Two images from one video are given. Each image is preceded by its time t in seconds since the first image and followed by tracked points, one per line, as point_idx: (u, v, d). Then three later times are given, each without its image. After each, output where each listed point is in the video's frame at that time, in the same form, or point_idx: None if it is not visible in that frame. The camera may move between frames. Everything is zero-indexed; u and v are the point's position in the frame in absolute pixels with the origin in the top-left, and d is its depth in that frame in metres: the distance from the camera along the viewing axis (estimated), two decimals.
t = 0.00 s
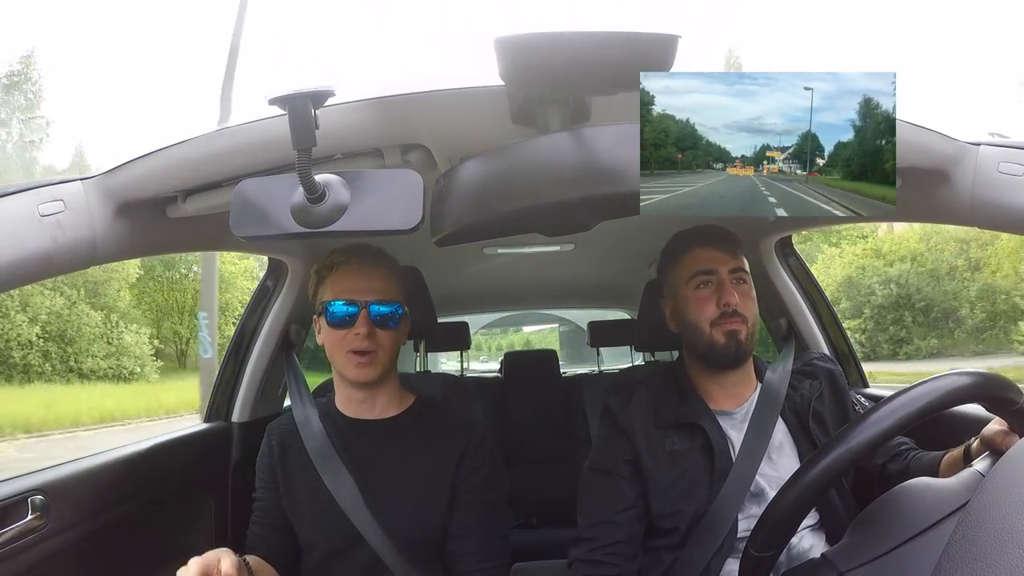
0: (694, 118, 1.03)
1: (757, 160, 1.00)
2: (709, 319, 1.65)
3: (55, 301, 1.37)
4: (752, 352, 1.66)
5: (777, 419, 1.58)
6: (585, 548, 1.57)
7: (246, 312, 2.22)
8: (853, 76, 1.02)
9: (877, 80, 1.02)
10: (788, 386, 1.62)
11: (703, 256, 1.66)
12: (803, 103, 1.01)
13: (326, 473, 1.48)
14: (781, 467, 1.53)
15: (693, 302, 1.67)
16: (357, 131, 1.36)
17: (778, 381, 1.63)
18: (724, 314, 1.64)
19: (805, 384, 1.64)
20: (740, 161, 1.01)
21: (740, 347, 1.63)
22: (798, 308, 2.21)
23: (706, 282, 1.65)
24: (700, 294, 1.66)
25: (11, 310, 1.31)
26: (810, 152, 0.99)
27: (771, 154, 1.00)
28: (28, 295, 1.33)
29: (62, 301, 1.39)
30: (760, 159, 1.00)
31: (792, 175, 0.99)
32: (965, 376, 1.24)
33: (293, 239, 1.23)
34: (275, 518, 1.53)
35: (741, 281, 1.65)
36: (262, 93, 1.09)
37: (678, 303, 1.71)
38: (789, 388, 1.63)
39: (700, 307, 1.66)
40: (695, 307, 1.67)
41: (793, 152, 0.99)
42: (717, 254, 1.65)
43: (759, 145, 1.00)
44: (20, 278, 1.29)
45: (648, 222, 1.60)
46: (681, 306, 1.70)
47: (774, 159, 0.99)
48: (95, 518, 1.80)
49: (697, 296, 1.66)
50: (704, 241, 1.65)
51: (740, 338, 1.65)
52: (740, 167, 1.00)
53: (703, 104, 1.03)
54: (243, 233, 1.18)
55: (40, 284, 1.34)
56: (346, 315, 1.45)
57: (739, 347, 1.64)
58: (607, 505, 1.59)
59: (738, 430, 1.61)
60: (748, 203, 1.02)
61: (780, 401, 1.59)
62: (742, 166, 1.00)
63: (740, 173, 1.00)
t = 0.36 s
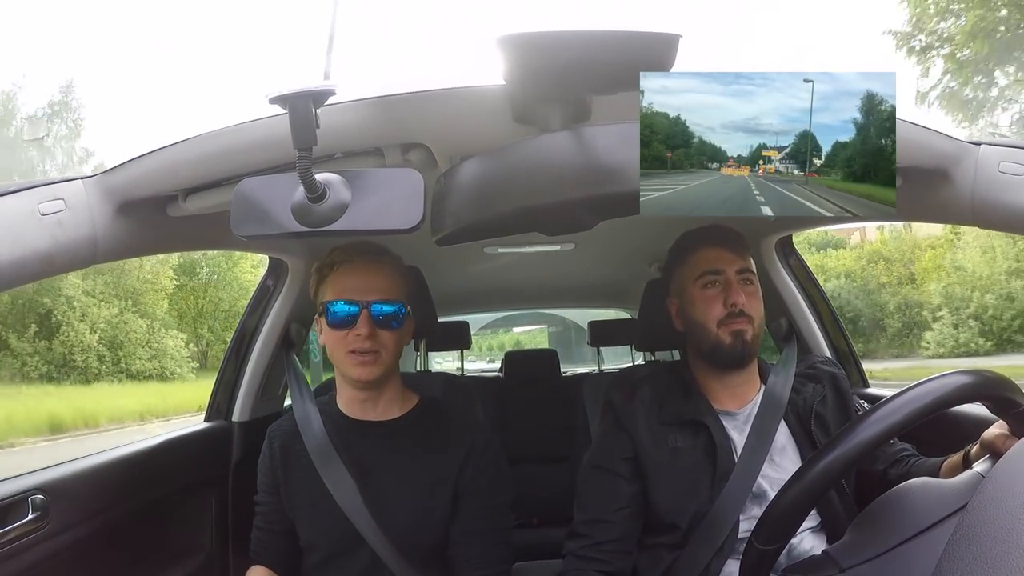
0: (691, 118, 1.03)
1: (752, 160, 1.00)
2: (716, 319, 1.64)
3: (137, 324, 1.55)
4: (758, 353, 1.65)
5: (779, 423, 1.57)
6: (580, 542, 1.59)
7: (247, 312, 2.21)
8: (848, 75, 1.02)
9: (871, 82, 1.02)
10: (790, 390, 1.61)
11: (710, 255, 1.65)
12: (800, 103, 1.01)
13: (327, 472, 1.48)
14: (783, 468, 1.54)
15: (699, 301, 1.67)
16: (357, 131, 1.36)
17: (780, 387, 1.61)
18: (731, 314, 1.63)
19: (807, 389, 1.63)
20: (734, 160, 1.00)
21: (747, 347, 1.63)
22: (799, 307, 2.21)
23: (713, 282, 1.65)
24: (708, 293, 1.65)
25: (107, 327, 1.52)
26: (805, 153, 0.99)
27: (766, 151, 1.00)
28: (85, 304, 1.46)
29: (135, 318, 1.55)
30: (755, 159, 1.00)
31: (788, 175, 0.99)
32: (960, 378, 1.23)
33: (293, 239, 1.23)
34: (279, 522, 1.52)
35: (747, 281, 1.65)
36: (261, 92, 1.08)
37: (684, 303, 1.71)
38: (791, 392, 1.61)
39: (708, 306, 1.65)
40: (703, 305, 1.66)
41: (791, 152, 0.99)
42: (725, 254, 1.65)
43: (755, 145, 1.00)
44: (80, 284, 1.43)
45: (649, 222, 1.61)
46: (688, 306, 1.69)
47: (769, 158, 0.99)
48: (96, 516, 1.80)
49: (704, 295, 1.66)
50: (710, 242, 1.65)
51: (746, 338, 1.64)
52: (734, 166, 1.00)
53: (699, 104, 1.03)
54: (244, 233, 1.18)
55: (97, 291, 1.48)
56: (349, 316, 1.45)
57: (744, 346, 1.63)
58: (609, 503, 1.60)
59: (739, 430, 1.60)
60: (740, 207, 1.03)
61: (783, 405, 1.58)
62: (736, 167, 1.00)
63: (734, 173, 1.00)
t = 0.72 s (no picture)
0: (688, 118, 1.02)
1: (747, 159, 1.00)
2: (711, 320, 1.65)
3: (172, 330, 1.38)
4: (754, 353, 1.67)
5: (778, 421, 1.57)
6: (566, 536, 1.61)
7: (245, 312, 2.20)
8: (846, 76, 1.02)
9: (868, 83, 1.03)
10: (788, 392, 1.62)
11: (705, 258, 1.68)
12: (797, 104, 1.02)
13: (323, 474, 1.48)
14: (782, 467, 1.51)
15: (694, 302, 1.67)
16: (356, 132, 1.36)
17: (778, 387, 1.62)
18: (725, 315, 1.65)
19: (805, 391, 1.64)
20: (729, 160, 1.01)
21: (741, 348, 1.65)
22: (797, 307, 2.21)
23: (708, 284, 1.66)
24: (702, 295, 1.66)
25: (146, 335, 1.37)
26: (804, 153, 1.00)
27: (762, 150, 1.00)
28: (129, 314, 1.40)
29: (169, 325, 1.38)
30: (754, 159, 1.00)
31: (785, 175, 1.00)
32: (960, 377, 1.22)
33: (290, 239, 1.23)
34: (276, 521, 1.53)
35: (742, 283, 1.66)
36: (261, 91, 1.09)
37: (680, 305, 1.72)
38: (789, 393, 1.62)
39: (702, 307, 1.66)
40: (696, 306, 1.67)
41: (787, 152, 1.00)
42: (720, 257, 1.67)
43: (751, 145, 1.01)
44: (126, 296, 1.43)
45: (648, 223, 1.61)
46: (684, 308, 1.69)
47: (767, 157, 1.00)
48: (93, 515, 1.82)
49: (700, 297, 1.67)
50: (702, 244, 1.68)
51: (741, 340, 1.66)
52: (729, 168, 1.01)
53: (697, 103, 1.02)
54: (242, 233, 1.18)
55: (136, 303, 1.41)
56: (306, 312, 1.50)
57: (739, 348, 1.65)
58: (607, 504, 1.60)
59: (736, 430, 1.59)
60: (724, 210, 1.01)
61: (781, 404, 1.59)
62: (730, 166, 1.00)
63: (727, 173, 1.00)
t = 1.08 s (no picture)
0: (685, 118, 1.03)
1: (744, 159, 1.01)
2: (706, 318, 1.65)
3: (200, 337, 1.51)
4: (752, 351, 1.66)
5: (777, 420, 1.57)
6: (577, 541, 1.61)
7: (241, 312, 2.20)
8: (843, 75, 1.03)
9: (867, 81, 1.04)
10: (787, 390, 1.62)
11: (698, 256, 1.66)
12: (794, 103, 1.02)
13: (321, 474, 1.48)
14: (780, 466, 1.51)
15: (690, 301, 1.67)
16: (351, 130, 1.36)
17: (778, 385, 1.62)
18: (721, 313, 1.64)
19: (803, 388, 1.65)
20: (722, 159, 1.00)
21: (737, 346, 1.64)
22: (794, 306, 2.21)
23: (702, 283, 1.65)
24: (697, 294, 1.66)
25: (182, 341, 1.47)
26: (802, 152, 1.01)
27: (760, 149, 1.01)
28: (164, 322, 1.46)
29: (199, 332, 1.50)
30: (751, 158, 1.01)
31: (783, 173, 1.01)
32: (956, 376, 1.22)
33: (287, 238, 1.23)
34: (273, 520, 1.53)
35: (737, 280, 1.65)
36: (258, 91, 1.09)
37: (677, 303, 1.71)
38: (788, 391, 1.62)
39: (698, 306, 1.66)
40: (692, 304, 1.67)
41: (785, 150, 1.01)
42: (715, 255, 1.65)
43: (748, 144, 1.01)
44: (159, 305, 1.47)
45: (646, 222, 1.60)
46: (680, 308, 1.69)
47: (764, 156, 1.01)
48: (93, 514, 1.82)
49: (695, 295, 1.67)
50: (698, 244, 1.66)
51: (738, 336, 1.65)
52: (722, 167, 1.00)
53: (695, 102, 1.03)
54: (239, 232, 1.19)
55: (169, 310, 1.47)
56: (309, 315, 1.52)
57: (736, 345, 1.64)
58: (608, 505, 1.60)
59: (736, 430, 1.58)
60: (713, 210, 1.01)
61: (780, 401, 1.59)
62: (722, 166, 1.00)
63: (722, 173, 0.99)
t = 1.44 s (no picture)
0: (683, 116, 1.04)
1: (741, 157, 1.02)
2: (706, 319, 1.65)
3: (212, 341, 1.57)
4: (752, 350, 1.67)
5: (776, 421, 1.58)
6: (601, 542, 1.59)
7: (240, 311, 2.20)
8: (841, 75, 1.03)
9: (867, 79, 1.04)
10: (787, 390, 1.62)
11: (698, 257, 1.66)
12: (793, 101, 1.02)
13: (320, 475, 1.48)
14: (779, 468, 1.51)
15: (689, 302, 1.68)
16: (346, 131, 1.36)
17: (777, 385, 1.62)
18: (721, 313, 1.65)
19: (802, 390, 1.64)
20: (717, 159, 1.02)
21: (737, 346, 1.65)
22: (793, 308, 2.21)
23: (702, 283, 1.65)
24: (697, 295, 1.66)
25: (204, 345, 1.49)
26: (802, 149, 1.01)
27: (756, 145, 1.02)
28: (186, 325, 1.46)
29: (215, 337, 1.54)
30: (749, 157, 1.02)
31: (782, 173, 1.03)
32: (956, 376, 1.21)
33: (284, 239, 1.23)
34: (269, 522, 1.52)
35: (738, 280, 1.65)
36: (255, 91, 1.09)
37: (677, 304, 1.71)
38: (787, 391, 1.62)
39: (698, 308, 1.66)
40: (692, 306, 1.67)
41: (785, 148, 1.02)
42: (714, 255, 1.65)
43: (745, 143, 1.02)
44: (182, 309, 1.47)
45: (643, 222, 1.61)
46: (679, 309, 1.69)
47: (762, 152, 1.01)
48: (91, 513, 1.84)
49: (694, 296, 1.67)
50: (698, 244, 1.66)
51: (739, 337, 1.66)
52: (722, 165, 1.01)
53: (693, 101, 1.04)
54: (237, 232, 1.19)
55: (190, 314, 1.47)
56: (328, 312, 1.46)
57: (736, 344, 1.66)
58: (609, 509, 1.59)
59: (736, 431, 1.58)
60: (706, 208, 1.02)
61: (778, 402, 1.59)
62: (714, 164, 1.00)
63: (714, 171, 1.00)
